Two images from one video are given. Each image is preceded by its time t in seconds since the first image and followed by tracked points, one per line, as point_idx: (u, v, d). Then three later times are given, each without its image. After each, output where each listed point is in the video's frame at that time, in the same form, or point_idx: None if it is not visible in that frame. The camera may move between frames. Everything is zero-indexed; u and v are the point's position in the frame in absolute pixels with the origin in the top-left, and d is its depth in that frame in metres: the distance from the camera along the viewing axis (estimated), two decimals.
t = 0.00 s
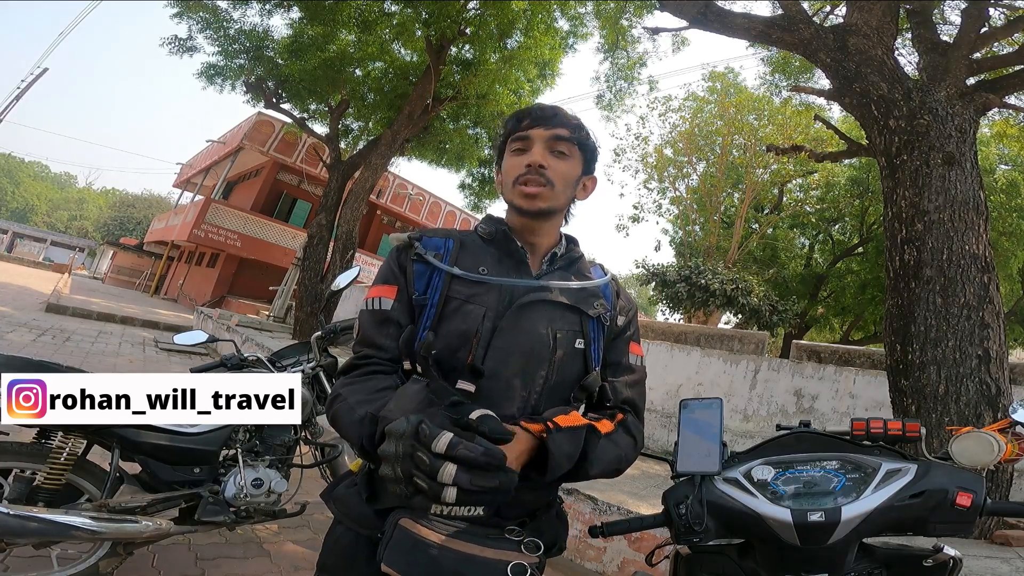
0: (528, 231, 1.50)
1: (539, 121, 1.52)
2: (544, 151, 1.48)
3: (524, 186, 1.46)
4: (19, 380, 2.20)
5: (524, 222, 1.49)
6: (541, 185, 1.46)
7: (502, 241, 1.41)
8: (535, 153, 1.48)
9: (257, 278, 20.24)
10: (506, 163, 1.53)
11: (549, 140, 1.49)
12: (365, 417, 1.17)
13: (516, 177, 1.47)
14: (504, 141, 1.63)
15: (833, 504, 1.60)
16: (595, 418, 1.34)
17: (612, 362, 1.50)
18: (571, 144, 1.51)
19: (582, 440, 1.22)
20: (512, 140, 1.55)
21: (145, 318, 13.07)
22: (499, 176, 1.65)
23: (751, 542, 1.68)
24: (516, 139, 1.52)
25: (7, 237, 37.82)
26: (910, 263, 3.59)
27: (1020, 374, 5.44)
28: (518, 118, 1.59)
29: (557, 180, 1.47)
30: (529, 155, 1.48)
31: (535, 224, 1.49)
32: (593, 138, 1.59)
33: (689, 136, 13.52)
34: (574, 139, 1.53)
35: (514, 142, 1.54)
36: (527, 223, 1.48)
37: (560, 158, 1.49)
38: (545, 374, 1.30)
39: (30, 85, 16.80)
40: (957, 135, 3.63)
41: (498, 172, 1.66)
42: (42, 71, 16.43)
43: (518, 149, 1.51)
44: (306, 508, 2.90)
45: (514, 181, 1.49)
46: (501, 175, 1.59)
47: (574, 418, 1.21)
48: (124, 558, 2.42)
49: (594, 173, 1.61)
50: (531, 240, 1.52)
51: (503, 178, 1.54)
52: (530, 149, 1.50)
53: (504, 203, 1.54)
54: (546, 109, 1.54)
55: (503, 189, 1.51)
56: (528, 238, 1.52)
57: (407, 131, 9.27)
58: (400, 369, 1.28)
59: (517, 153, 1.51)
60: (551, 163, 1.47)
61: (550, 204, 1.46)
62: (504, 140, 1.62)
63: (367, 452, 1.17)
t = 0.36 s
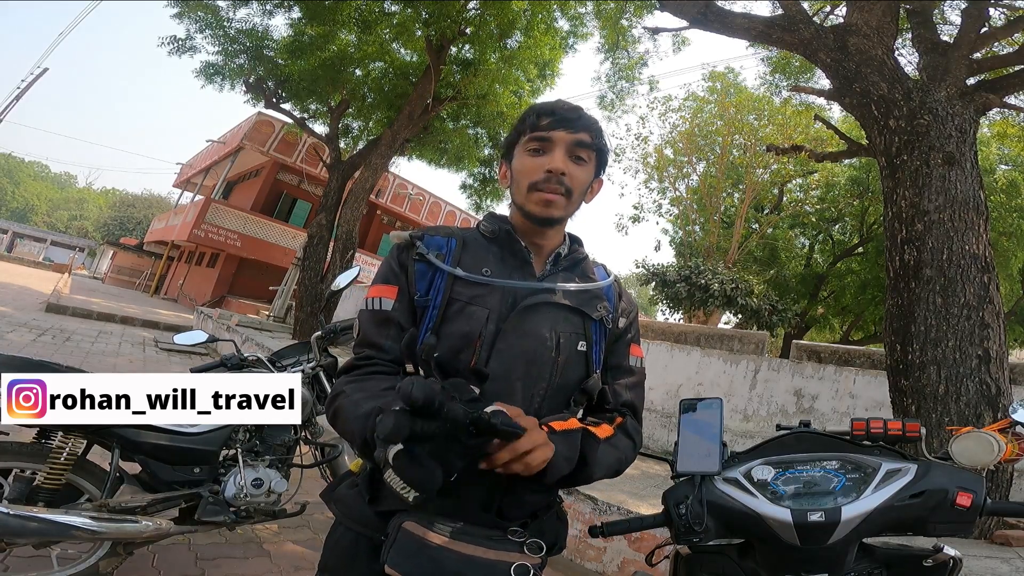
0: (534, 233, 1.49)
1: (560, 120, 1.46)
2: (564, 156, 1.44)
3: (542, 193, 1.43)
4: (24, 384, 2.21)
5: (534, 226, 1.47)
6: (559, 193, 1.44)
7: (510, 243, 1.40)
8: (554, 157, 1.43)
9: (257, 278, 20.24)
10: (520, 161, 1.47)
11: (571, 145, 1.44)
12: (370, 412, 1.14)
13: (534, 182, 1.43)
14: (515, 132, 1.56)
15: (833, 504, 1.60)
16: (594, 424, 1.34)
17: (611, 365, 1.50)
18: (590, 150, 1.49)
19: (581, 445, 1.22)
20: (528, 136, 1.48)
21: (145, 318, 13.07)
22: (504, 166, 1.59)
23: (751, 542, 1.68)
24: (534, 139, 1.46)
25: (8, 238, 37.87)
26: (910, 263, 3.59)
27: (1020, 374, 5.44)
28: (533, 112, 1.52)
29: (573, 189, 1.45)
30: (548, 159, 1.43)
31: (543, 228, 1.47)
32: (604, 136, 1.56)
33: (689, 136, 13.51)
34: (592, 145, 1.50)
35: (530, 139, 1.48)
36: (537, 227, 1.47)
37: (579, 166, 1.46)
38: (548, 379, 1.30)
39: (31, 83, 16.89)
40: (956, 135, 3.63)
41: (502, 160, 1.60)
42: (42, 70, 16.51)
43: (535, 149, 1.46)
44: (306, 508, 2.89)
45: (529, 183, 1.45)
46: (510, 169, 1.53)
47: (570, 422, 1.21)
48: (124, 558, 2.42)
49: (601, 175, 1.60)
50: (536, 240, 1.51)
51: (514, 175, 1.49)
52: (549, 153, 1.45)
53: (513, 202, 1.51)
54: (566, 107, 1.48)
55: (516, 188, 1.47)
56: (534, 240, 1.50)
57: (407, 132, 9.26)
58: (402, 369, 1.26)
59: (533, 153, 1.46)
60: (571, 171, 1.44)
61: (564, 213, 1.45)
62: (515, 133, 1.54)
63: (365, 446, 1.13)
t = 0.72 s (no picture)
0: (537, 240, 1.48)
1: (612, 148, 1.41)
2: (605, 185, 1.42)
3: (575, 219, 1.42)
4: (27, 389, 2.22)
5: (545, 238, 1.47)
6: (585, 221, 1.44)
7: (510, 244, 1.40)
8: (598, 187, 1.40)
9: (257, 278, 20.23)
10: (559, 175, 1.39)
11: (614, 176, 1.42)
12: (374, 421, 1.12)
13: (571, 208, 1.40)
14: (548, 127, 1.43)
15: (833, 504, 1.60)
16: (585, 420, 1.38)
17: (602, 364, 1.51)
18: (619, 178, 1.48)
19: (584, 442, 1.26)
20: (574, 150, 1.39)
21: (145, 318, 13.07)
22: (521, 156, 1.47)
23: (751, 542, 1.68)
24: (583, 159, 1.38)
25: (8, 238, 37.97)
26: (909, 263, 3.59)
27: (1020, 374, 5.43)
28: (584, 122, 1.41)
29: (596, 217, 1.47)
30: (593, 187, 1.39)
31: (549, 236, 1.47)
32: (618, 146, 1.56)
33: (689, 136, 13.51)
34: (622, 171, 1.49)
35: (574, 153, 1.39)
36: (546, 238, 1.47)
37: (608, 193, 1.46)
38: (547, 377, 1.30)
39: (30, 83, 16.88)
40: (956, 135, 3.63)
41: (519, 147, 1.48)
42: (42, 70, 16.54)
43: (580, 171, 1.39)
44: (306, 508, 2.89)
45: (564, 203, 1.40)
46: (535, 169, 1.43)
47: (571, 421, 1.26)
48: (124, 558, 2.42)
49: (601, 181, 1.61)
50: (534, 242, 1.50)
51: (544, 184, 1.41)
52: (593, 180, 1.40)
53: (529, 206, 1.45)
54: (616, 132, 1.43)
55: (546, 203, 1.41)
56: (535, 243, 1.49)
57: (407, 131, 9.27)
58: (398, 370, 1.24)
59: (578, 173, 1.39)
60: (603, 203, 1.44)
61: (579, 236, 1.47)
62: (558, 133, 1.41)
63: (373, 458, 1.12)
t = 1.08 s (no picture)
0: (538, 240, 1.48)
1: (625, 159, 1.42)
2: (615, 196, 1.42)
3: (582, 224, 1.42)
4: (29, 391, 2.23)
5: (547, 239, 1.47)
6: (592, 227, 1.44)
7: (512, 244, 1.40)
8: (609, 197, 1.41)
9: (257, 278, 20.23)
10: (572, 180, 1.38)
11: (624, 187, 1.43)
12: (384, 429, 1.12)
13: (580, 214, 1.40)
14: (563, 131, 1.43)
15: (833, 504, 1.60)
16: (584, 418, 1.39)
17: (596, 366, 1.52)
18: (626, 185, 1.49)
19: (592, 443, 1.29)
20: (589, 156, 1.39)
21: (145, 318, 13.06)
22: (532, 157, 1.46)
23: (751, 542, 1.68)
24: (596, 167, 1.38)
25: (8, 238, 38.04)
26: (910, 263, 3.59)
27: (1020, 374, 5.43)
28: (599, 132, 1.42)
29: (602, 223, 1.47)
30: (604, 196, 1.40)
31: (551, 238, 1.47)
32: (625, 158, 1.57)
33: (689, 136, 13.50)
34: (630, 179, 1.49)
35: (588, 159, 1.39)
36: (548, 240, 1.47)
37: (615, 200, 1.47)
38: (548, 380, 1.30)
39: (30, 83, 17.03)
40: (957, 135, 3.63)
41: (532, 147, 1.46)
42: (42, 70, 16.56)
43: (592, 177, 1.39)
44: (306, 508, 2.89)
45: (574, 209, 1.40)
46: (546, 171, 1.42)
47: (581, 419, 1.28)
48: (124, 559, 2.42)
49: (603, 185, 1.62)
50: (535, 243, 1.50)
51: (555, 188, 1.41)
52: (604, 187, 1.40)
53: (537, 208, 1.44)
54: (630, 144, 1.44)
55: (556, 207, 1.40)
56: (534, 242, 1.49)
57: (407, 131, 9.27)
58: (398, 372, 1.24)
59: (591, 180, 1.39)
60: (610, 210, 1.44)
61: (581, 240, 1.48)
62: (573, 140, 1.41)
63: (383, 467, 1.11)
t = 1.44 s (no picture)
0: (534, 237, 1.48)
1: (586, 129, 1.44)
2: (582, 167, 1.43)
3: (553, 199, 1.41)
4: (29, 394, 2.22)
5: (536, 230, 1.46)
6: (569, 202, 1.43)
7: (505, 236, 1.41)
8: (574, 168, 1.42)
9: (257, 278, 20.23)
10: (536, 161, 1.44)
11: (591, 158, 1.43)
12: (387, 435, 1.11)
13: (546, 188, 1.42)
14: (535, 128, 1.52)
15: (833, 504, 1.60)
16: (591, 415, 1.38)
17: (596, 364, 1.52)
18: (606, 165, 1.48)
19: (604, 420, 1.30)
20: (549, 137, 1.45)
21: (145, 318, 13.06)
22: (515, 158, 1.56)
23: (751, 542, 1.69)
24: (554, 142, 1.43)
25: (8, 238, 38.04)
26: (910, 263, 3.59)
27: (1021, 374, 5.42)
28: (559, 113, 1.47)
29: (583, 201, 1.45)
30: (567, 167, 1.41)
31: (544, 231, 1.46)
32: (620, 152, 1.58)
33: (689, 136, 13.49)
34: (610, 160, 1.49)
35: (550, 139, 1.45)
36: (538, 231, 1.46)
37: (593, 178, 1.46)
38: (549, 379, 1.31)
39: (30, 83, 17.05)
40: (957, 135, 3.63)
41: (513, 154, 1.57)
42: (41, 71, 16.58)
43: (555, 153, 1.43)
44: (306, 508, 2.89)
45: (543, 187, 1.43)
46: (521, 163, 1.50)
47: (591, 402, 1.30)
48: (124, 558, 2.42)
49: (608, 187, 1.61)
50: (532, 242, 1.50)
51: (527, 174, 1.46)
52: (567, 160, 1.43)
53: (517, 200, 1.49)
54: (593, 117, 1.46)
55: (528, 190, 1.44)
56: (531, 239, 1.48)
57: (407, 131, 9.27)
58: (399, 373, 1.24)
59: (553, 157, 1.43)
60: (584, 184, 1.44)
61: (567, 222, 1.45)
62: (536, 130, 1.50)
63: (386, 472, 1.11)
